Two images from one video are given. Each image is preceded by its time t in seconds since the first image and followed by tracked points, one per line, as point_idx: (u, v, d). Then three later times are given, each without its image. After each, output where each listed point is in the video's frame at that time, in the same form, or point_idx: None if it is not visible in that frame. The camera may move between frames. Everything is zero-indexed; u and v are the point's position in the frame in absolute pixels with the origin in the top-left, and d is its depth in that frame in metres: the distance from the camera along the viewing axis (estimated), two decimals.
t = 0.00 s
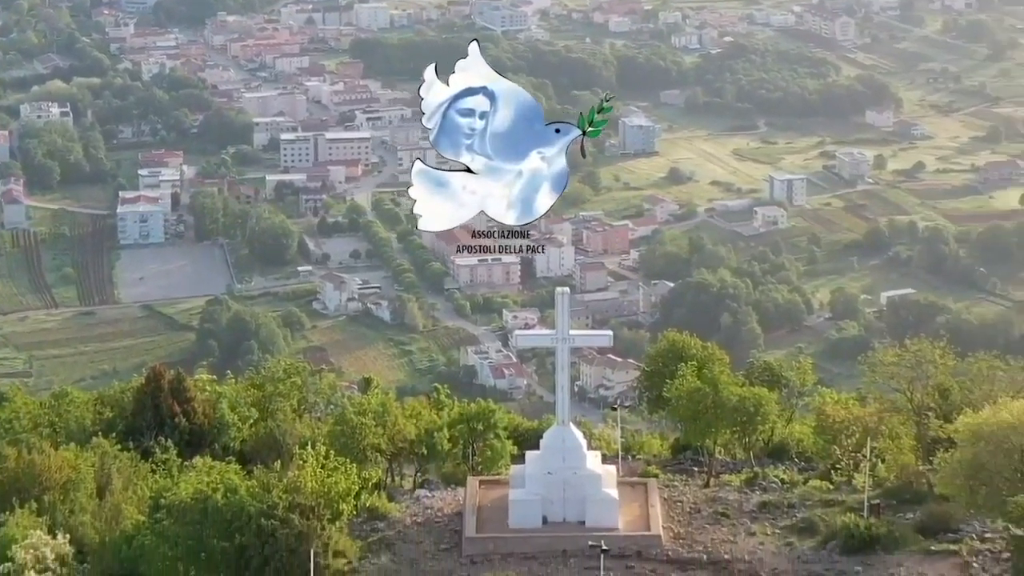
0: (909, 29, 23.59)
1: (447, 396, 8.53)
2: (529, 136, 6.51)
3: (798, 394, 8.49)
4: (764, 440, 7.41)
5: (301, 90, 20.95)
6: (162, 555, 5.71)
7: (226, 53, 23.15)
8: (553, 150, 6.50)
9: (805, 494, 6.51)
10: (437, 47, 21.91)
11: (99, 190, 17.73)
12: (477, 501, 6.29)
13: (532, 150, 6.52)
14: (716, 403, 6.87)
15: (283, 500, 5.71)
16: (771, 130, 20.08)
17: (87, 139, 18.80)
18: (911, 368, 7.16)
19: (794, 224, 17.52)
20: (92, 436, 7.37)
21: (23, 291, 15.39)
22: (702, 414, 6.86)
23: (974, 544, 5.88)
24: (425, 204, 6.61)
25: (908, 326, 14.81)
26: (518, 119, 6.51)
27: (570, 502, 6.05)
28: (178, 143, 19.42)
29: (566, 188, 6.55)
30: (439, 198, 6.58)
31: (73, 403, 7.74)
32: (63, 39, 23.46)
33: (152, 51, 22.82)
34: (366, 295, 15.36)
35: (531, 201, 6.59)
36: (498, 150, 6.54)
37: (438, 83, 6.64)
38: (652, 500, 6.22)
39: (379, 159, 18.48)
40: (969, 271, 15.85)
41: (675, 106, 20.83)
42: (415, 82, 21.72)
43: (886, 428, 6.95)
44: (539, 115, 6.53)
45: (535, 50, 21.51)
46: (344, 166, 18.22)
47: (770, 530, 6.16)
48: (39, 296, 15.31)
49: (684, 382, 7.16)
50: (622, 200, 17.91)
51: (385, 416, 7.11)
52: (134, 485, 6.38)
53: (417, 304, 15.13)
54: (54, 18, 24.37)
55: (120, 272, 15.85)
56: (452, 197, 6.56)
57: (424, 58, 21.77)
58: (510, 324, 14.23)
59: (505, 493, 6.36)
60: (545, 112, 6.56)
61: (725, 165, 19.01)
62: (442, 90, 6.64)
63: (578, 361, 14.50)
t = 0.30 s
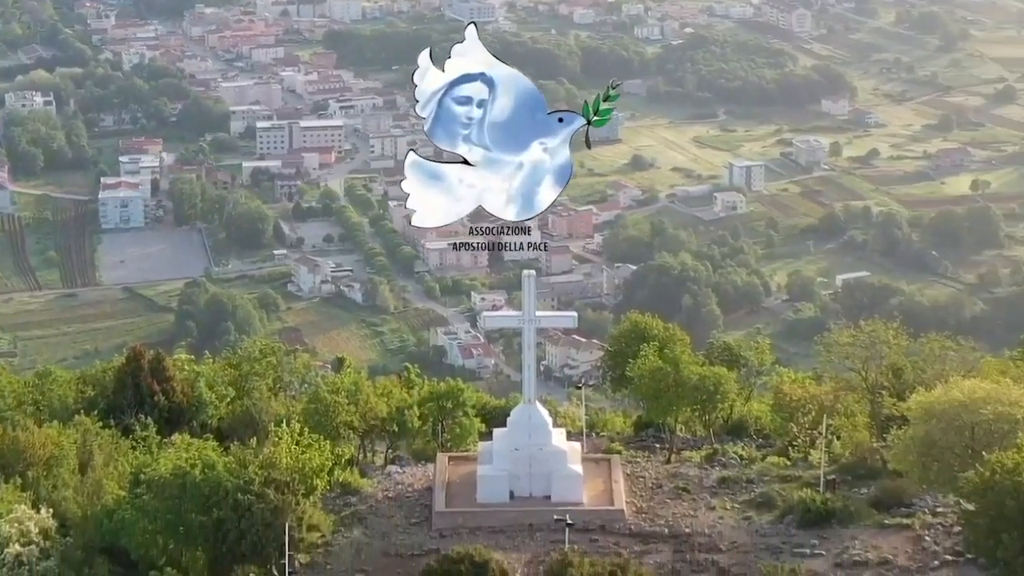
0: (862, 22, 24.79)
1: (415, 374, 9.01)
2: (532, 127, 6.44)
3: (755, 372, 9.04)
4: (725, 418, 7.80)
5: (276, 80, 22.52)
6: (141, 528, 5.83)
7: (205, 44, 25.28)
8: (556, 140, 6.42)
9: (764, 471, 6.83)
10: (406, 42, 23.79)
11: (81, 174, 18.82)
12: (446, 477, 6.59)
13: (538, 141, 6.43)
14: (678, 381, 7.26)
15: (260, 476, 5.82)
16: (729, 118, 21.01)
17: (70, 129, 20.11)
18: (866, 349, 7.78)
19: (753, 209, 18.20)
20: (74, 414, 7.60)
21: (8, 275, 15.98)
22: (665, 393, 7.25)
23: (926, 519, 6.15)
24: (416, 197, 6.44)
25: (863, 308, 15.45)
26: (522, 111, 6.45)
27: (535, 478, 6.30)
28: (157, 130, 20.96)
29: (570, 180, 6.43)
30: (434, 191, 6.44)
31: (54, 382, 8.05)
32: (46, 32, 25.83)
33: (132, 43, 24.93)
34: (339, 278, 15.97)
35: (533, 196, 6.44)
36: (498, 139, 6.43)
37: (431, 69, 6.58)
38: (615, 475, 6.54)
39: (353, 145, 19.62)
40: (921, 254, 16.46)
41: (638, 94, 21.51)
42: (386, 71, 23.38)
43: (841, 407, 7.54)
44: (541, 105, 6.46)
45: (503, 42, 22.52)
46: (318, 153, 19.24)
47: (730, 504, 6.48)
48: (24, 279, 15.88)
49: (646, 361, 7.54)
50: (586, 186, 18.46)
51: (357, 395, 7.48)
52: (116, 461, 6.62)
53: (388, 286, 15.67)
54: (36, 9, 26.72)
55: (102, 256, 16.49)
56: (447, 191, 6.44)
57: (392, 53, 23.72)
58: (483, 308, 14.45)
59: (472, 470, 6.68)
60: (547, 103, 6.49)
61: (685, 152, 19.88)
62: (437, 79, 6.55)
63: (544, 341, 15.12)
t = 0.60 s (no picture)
0: (831, 17, 25.94)
1: (396, 362, 9.36)
2: (532, 118, 6.35)
3: (728, 358, 9.45)
4: (697, 403, 8.31)
5: (260, 71, 23.36)
6: (127, 511, 5.97)
7: (191, 38, 26.37)
8: (557, 134, 6.34)
9: (735, 454, 7.13)
10: (388, 38, 24.89)
11: (70, 165, 19.60)
12: (425, 461, 6.76)
13: (537, 134, 6.35)
14: (652, 367, 7.61)
15: (242, 460, 5.95)
16: (702, 111, 21.68)
17: (58, 121, 20.91)
18: (835, 335, 7.92)
19: (725, 200, 18.65)
20: (62, 399, 7.85)
21: None
22: (638, 377, 7.60)
23: (894, 502, 6.25)
24: (416, 192, 6.37)
25: (831, 295, 15.81)
26: (520, 101, 6.36)
27: (513, 462, 6.46)
28: (143, 122, 21.81)
29: (570, 175, 6.35)
30: (430, 186, 6.37)
31: (44, 370, 8.34)
32: (33, 24, 26.79)
33: (121, 37, 26.05)
34: (321, 267, 16.37)
35: (533, 190, 6.39)
36: (497, 132, 6.35)
37: (428, 57, 6.45)
38: (590, 459, 6.73)
39: (334, 136, 20.32)
40: (889, 243, 16.89)
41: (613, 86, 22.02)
42: (369, 65, 24.41)
43: (810, 391, 7.83)
44: (542, 96, 6.36)
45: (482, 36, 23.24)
46: (301, 144, 19.93)
47: (702, 487, 6.63)
48: (13, 267, 16.27)
49: (621, 347, 7.92)
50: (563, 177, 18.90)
51: (339, 381, 7.85)
52: (101, 445, 6.87)
53: (370, 275, 16.05)
54: (27, 3, 27.93)
55: (91, 245, 16.97)
56: (444, 186, 6.38)
57: (373, 49, 24.77)
58: (462, 298, 14.81)
59: (451, 453, 6.85)
60: (549, 93, 6.39)
61: (660, 143, 20.39)
62: (435, 68, 6.45)
63: (521, 328, 15.54)
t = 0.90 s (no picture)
0: (831, 17, 25.93)
1: (396, 362, 9.36)
2: (531, 118, 6.35)
3: (728, 358, 9.45)
4: (697, 403, 8.32)
5: (261, 71, 23.37)
6: (127, 511, 5.97)
7: (190, 38, 26.39)
8: (557, 134, 6.34)
9: (735, 454, 7.13)
10: (389, 38, 24.90)
11: (70, 165, 19.61)
12: (426, 461, 6.75)
13: (537, 134, 6.34)
14: (652, 367, 7.61)
15: (243, 460, 5.95)
16: (702, 111, 21.69)
17: (58, 121, 20.91)
18: (835, 335, 7.92)
19: (725, 200, 18.65)
20: (62, 399, 7.85)
21: None
22: (638, 377, 7.60)
23: (894, 502, 6.25)
24: (416, 192, 6.37)
25: (831, 295, 15.80)
26: (520, 101, 6.36)
27: (513, 461, 6.46)
28: (144, 122, 21.81)
29: (570, 175, 6.35)
30: (430, 186, 6.37)
31: (44, 370, 8.33)
32: (33, 24, 26.79)
33: (121, 37, 26.05)
34: (321, 267, 16.35)
35: (533, 190, 6.38)
36: (497, 133, 6.35)
37: (428, 57, 6.45)
38: (590, 459, 6.73)
39: (334, 137, 20.34)
40: (889, 243, 16.88)
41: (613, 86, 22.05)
42: (369, 65, 24.44)
43: (811, 391, 7.83)
44: (542, 96, 6.36)
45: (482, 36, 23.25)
46: (301, 144, 19.93)
47: (702, 487, 6.63)
48: (13, 267, 16.28)
49: (621, 347, 7.92)
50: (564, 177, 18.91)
51: (339, 381, 7.84)
52: (101, 445, 6.87)
53: (370, 274, 16.04)
54: (26, 3, 27.94)
55: (91, 245, 16.98)
56: (444, 186, 6.37)
57: (374, 49, 24.77)
58: (462, 298, 14.80)
59: (451, 453, 6.84)
60: (550, 93, 6.39)
61: (660, 143, 20.40)
62: (435, 68, 6.45)
63: (521, 328, 15.54)
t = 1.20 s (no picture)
0: (830, 16, 25.92)
1: (396, 361, 9.35)
2: (531, 119, 6.35)
3: (729, 358, 9.44)
4: (697, 403, 8.33)
5: (261, 71, 23.39)
6: (127, 511, 5.97)
7: (190, 37, 26.41)
8: (557, 134, 6.34)
9: (735, 454, 7.13)
10: (389, 37, 24.91)
11: (70, 166, 19.63)
12: (426, 460, 6.75)
13: (537, 134, 6.35)
14: (652, 367, 7.60)
15: (243, 460, 5.95)
16: (702, 111, 21.71)
17: (58, 120, 20.91)
18: (835, 335, 7.91)
19: (725, 200, 18.65)
20: (62, 399, 7.86)
21: None
22: (638, 377, 7.60)
23: (894, 502, 6.25)
24: (416, 193, 6.37)
25: (831, 296, 15.79)
26: (520, 100, 6.36)
27: (513, 461, 6.46)
28: (144, 122, 21.82)
29: (570, 174, 6.36)
30: (430, 187, 6.37)
31: (44, 369, 8.33)
32: (32, 24, 26.80)
33: (121, 36, 26.06)
34: (321, 267, 16.34)
35: (533, 190, 6.38)
36: (497, 133, 6.35)
37: (427, 57, 6.43)
38: (590, 459, 6.73)
39: (334, 137, 20.35)
40: (889, 243, 16.88)
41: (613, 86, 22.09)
42: (369, 65, 24.47)
43: (811, 391, 7.82)
44: (542, 96, 6.36)
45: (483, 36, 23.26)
46: (302, 144, 19.95)
47: (702, 487, 6.63)
48: (13, 267, 16.30)
49: (621, 347, 7.91)
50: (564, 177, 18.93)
51: (340, 380, 7.83)
52: (101, 445, 6.87)
53: (370, 274, 16.04)
54: (26, 3, 27.95)
55: (91, 245, 16.99)
56: (444, 186, 6.37)
57: (374, 49, 24.78)
58: (462, 298, 14.80)
59: (451, 453, 6.84)
60: (549, 93, 6.38)
61: (659, 143, 20.41)
62: (434, 67, 6.44)
63: (521, 328, 15.54)
